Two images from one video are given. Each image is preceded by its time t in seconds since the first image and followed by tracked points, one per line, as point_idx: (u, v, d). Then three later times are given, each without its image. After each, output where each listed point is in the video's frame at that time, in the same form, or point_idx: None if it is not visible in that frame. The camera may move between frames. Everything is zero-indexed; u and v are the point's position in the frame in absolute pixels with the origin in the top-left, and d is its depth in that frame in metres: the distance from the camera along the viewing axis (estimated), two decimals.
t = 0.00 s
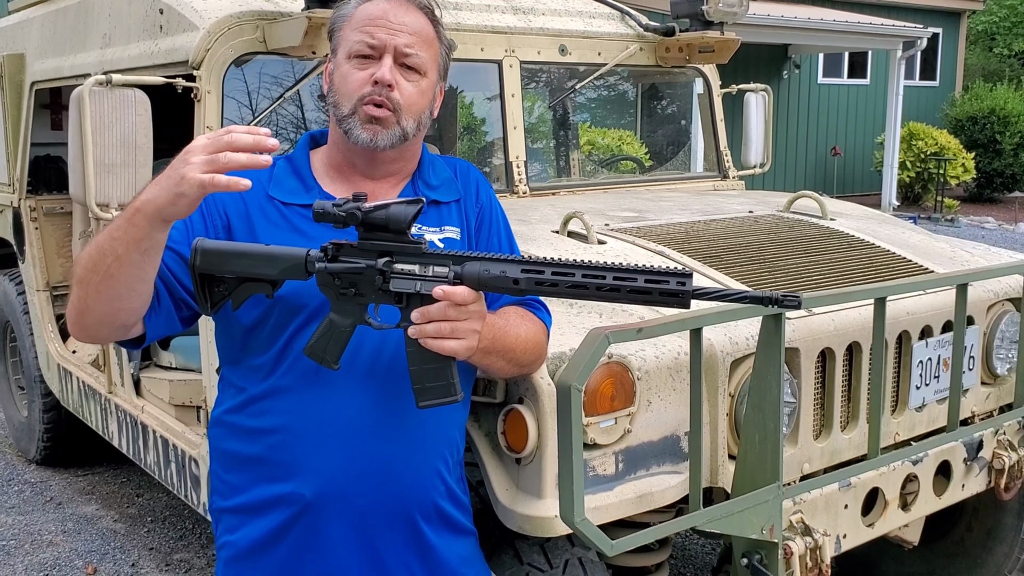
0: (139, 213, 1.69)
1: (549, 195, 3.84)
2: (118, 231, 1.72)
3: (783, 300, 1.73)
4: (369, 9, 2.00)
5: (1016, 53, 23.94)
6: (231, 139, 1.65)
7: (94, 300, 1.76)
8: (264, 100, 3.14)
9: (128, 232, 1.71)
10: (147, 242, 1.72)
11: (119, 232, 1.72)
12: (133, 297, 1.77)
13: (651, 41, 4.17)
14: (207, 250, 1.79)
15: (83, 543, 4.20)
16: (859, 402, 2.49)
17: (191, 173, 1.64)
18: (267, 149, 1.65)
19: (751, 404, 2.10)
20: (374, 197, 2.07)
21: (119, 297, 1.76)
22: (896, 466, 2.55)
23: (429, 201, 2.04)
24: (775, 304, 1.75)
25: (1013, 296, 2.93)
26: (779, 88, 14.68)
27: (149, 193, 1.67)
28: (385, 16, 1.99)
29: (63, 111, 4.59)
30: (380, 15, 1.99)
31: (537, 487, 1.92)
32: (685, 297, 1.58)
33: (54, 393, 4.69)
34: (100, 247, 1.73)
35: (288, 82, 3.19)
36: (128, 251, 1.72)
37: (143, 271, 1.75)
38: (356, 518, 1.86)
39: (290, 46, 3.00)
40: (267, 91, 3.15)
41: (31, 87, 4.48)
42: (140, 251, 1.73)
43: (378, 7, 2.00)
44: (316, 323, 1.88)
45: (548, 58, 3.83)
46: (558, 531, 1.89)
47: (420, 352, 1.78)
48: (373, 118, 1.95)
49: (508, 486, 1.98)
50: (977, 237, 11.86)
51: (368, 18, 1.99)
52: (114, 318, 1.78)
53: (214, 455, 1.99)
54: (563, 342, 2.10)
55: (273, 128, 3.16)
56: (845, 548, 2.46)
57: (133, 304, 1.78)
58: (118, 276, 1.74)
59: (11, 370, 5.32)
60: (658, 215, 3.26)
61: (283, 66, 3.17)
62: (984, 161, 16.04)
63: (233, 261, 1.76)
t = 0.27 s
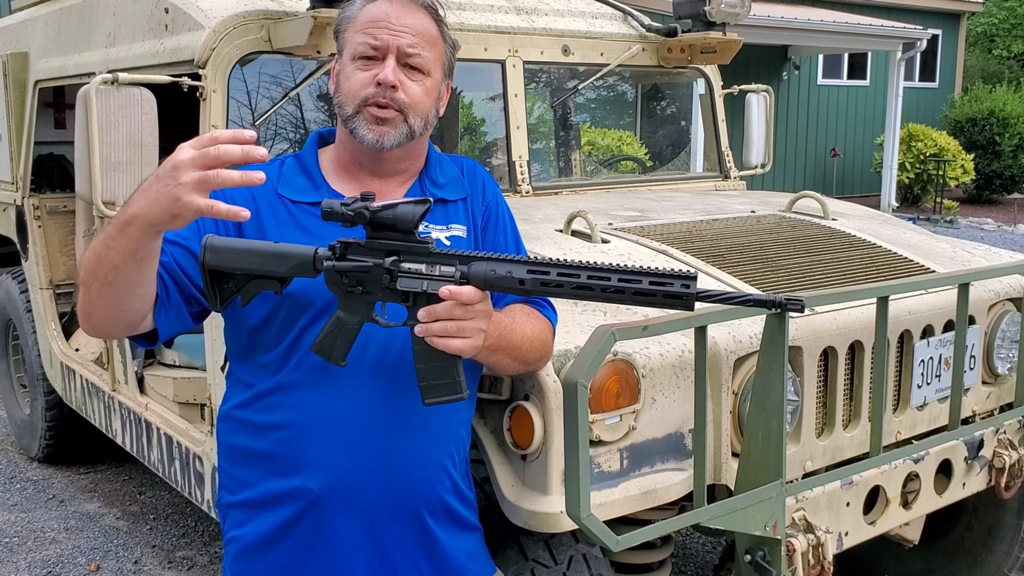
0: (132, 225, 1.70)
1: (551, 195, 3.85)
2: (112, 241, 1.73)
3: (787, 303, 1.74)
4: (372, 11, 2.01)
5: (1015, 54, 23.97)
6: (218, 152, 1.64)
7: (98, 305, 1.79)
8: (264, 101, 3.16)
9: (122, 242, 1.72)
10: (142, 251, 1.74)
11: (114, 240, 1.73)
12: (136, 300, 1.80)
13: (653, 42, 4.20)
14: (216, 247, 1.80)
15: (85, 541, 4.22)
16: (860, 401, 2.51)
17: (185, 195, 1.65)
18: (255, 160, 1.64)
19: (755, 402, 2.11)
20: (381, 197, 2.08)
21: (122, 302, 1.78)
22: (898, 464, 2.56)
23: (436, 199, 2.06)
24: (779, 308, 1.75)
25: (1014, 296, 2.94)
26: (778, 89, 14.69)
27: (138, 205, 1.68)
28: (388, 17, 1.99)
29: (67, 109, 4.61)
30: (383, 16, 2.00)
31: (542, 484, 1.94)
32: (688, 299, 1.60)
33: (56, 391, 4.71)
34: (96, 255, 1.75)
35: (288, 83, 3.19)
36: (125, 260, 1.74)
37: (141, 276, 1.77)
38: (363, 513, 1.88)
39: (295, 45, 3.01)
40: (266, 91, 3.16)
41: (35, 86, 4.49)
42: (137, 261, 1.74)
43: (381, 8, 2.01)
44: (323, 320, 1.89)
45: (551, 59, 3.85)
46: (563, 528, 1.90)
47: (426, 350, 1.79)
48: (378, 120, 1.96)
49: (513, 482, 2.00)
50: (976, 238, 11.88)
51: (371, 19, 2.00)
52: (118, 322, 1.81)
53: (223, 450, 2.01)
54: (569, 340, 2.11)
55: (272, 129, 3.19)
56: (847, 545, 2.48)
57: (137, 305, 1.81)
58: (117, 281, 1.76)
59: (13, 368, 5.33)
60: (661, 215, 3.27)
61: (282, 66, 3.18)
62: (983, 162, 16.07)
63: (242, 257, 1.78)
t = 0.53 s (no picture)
0: (147, 258, 1.73)
1: (555, 194, 3.87)
2: (129, 269, 1.76)
3: (794, 303, 1.76)
4: (374, 10, 2.03)
5: (1015, 56, 24.01)
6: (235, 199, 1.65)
7: (116, 322, 1.85)
8: (264, 100, 3.16)
9: (137, 273, 1.76)
10: (157, 282, 1.77)
11: (130, 269, 1.77)
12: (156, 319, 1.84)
13: (657, 42, 4.21)
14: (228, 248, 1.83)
15: (90, 538, 4.23)
16: (864, 400, 2.53)
17: (200, 241, 1.67)
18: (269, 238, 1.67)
19: (761, 400, 2.13)
20: (391, 194, 2.10)
21: (141, 322, 1.83)
22: (901, 463, 2.58)
23: (446, 198, 2.08)
24: (788, 307, 1.77)
25: (1016, 296, 2.96)
26: (779, 90, 14.71)
27: (154, 242, 1.71)
28: (390, 15, 2.01)
29: (72, 109, 4.62)
30: (386, 14, 2.01)
31: (551, 480, 1.95)
32: (698, 298, 1.61)
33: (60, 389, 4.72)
34: (114, 279, 1.78)
35: (287, 83, 3.20)
36: (141, 288, 1.78)
37: (158, 301, 1.81)
38: (372, 510, 1.89)
39: (303, 45, 3.02)
40: (266, 91, 3.16)
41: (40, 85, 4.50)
42: (152, 290, 1.78)
43: (383, 7, 2.02)
44: (336, 319, 1.91)
45: (555, 59, 3.86)
46: (572, 524, 1.92)
47: (437, 349, 1.81)
48: (385, 117, 1.98)
49: (522, 479, 2.02)
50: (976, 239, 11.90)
51: (373, 18, 2.02)
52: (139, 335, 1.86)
53: (235, 446, 2.03)
54: (577, 338, 2.13)
55: (272, 128, 3.18)
56: (851, 543, 2.50)
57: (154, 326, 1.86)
58: (134, 306, 1.80)
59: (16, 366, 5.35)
60: (665, 215, 3.29)
61: (282, 65, 3.18)
62: (983, 163, 16.10)
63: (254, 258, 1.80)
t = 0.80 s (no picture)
0: (156, 235, 1.74)
1: (559, 194, 3.89)
2: (138, 253, 1.77)
3: (802, 303, 1.78)
4: (376, 12, 2.04)
5: (1013, 57, 24.04)
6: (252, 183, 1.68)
7: (131, 315, 1.83)
8: (263, 100, 3.15)
9: (147, 253, 1.76)
10: (167, 260, 1.77)
11: (140, 252, 1.77)
12: (168, 306, 1.83)
13: (660, 44, 4.23)
14: (242, 249, 1.84)
15: (94, 536, 4.24)
16: (868, 399, 2.55)
17: (211, 214, 1.68)
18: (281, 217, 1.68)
19: (768, 399, 2.15)
20: (404, 194, 2.11)
21: (154, 309, 1.82)
22: (905, 461, 2.60)
23: (456, 198, 2.09)
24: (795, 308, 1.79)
25: (1018, 296, 2.98)
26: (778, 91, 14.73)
27: (161, 216, 1.71)
28: (392, 17, 2.02)
29: (76, 108, 4.63)
30: (388, 16, 2.03)
31: (560, 477, 1.97)
32: (706, 299, 1.62)
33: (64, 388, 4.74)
34: (126, 265, 1.79)
35: (287, 83, 3.19)
36: (152, 270, 1.78)
37: (169, 283, 1.81)
38: (384, 506, 1.91)
39: (309, 46, 3.04)
40: (265, 91, 3.15)
41: (45, 85, 4.52)
42: (162, 270, 1.78)
43: (384, 9, 2.04)
44: (349, 318, 1.92)
45: (559, 60, 3.88)
46: (581, 520, 1.94)
47: (448, 348, 1.82)
48: (394, 117, 1.99)
49: (531, 477, 2.04)
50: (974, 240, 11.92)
51: (376, 21, 2.03)
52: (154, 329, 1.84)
53: (248, 442, 2.05)
54: (585, 337, 2.15)
55: (271, 128, 3.19)
56: (855, 541, 2.52)
57: (168, 314, 1.84)
58: (146, 291, 1.80)
59: (20, 365, 5.36)
60: (670, 215, 3.31)
61: (281, 65, 3.17)
62: (982, 165, 16.13)
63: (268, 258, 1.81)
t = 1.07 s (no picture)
0: (139, 246, 1.74)
1: (561, 194, 3.91)
2: (129, 266, 1.78)
3: (811, 298, 1.78)
4: (372, 15, 2.05)
5: (1011, 57, 24.09)
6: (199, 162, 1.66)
7: (139, 327, 1.85)
8: (260, 99, 3.16)
9: (137, 264, 1.77)
10: (157, 267, 1.78)
11: (130, 264, 1.78)
12: (171, 311, 1.84)
13: (662, 44, 4.24)
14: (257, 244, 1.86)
15: (97, 535, 4.25)
16: (871, 397, 2.57)
17: (179, 209, 1.69)
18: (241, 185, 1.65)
19: (772, 397, 2.17)
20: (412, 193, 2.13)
21: (161, 315, 1.83)
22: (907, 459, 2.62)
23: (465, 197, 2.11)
24: (802, 303, 1.80)
25: (1019, 295, 3.00)
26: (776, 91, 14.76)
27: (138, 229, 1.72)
28: (388, 19, 2.03)
29: (79, 108, 4.64)
30: (384, 18, 2.04)
31: (567, 475, 1.99)
32: (715, 295, 1.65)
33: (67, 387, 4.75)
34: (120, 280, 1.80)
35: (285, 82, 3.20)
36: (146, 279, 1.79)
37: (166, 288, 1.81)
38: (394, 502, 1.93)
39: (314, 46, 3.05)
40: (263, 90, 3.16)
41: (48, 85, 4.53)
42: (155, 276, 1.79)
43: (380, 12, 2.05)
44: (360, 315, 1.94)
45: (561, 60, 3.89)
46: (588, 517, 1.95)
47: (460, 343, 1.84)
48: (397, 118, 2.00)
49: (538, 473, 2.06)
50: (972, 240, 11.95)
51: (373, 24, 2.04)
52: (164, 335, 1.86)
53: (259, 439, 2.07)
54: (592, 335, 2.16)
55: (268, 128, 3.19)
56: (858, 538, 2.54)
57: (174, 316, 1.85)
58: (146, 301, 1.81)
59: (22, 364, 5.37)
60: (673, 215, 3.33)
61: (280, 66, 3.18)
62: (980, 165, 16.16)
63: (281, 255, 1.84)
